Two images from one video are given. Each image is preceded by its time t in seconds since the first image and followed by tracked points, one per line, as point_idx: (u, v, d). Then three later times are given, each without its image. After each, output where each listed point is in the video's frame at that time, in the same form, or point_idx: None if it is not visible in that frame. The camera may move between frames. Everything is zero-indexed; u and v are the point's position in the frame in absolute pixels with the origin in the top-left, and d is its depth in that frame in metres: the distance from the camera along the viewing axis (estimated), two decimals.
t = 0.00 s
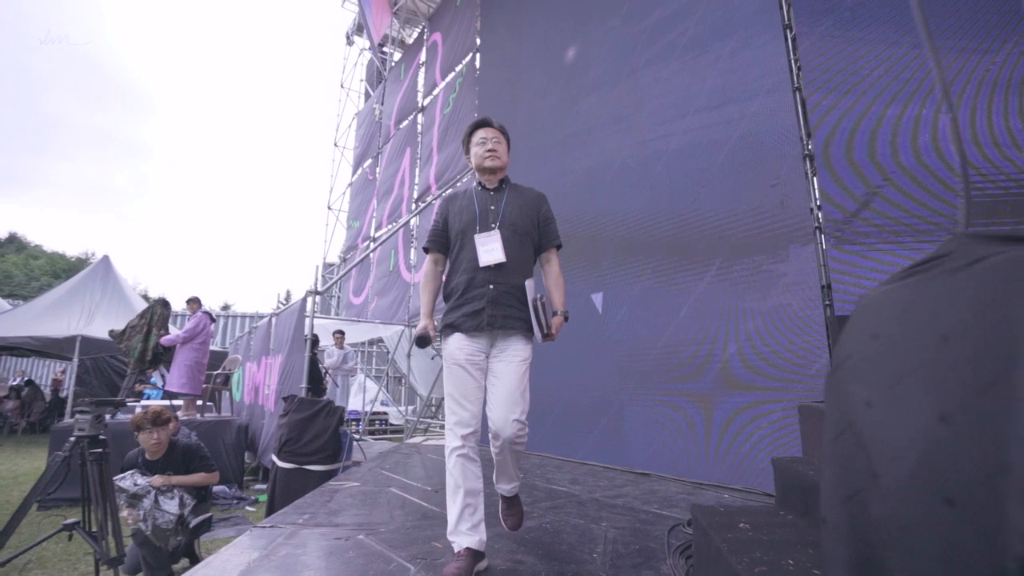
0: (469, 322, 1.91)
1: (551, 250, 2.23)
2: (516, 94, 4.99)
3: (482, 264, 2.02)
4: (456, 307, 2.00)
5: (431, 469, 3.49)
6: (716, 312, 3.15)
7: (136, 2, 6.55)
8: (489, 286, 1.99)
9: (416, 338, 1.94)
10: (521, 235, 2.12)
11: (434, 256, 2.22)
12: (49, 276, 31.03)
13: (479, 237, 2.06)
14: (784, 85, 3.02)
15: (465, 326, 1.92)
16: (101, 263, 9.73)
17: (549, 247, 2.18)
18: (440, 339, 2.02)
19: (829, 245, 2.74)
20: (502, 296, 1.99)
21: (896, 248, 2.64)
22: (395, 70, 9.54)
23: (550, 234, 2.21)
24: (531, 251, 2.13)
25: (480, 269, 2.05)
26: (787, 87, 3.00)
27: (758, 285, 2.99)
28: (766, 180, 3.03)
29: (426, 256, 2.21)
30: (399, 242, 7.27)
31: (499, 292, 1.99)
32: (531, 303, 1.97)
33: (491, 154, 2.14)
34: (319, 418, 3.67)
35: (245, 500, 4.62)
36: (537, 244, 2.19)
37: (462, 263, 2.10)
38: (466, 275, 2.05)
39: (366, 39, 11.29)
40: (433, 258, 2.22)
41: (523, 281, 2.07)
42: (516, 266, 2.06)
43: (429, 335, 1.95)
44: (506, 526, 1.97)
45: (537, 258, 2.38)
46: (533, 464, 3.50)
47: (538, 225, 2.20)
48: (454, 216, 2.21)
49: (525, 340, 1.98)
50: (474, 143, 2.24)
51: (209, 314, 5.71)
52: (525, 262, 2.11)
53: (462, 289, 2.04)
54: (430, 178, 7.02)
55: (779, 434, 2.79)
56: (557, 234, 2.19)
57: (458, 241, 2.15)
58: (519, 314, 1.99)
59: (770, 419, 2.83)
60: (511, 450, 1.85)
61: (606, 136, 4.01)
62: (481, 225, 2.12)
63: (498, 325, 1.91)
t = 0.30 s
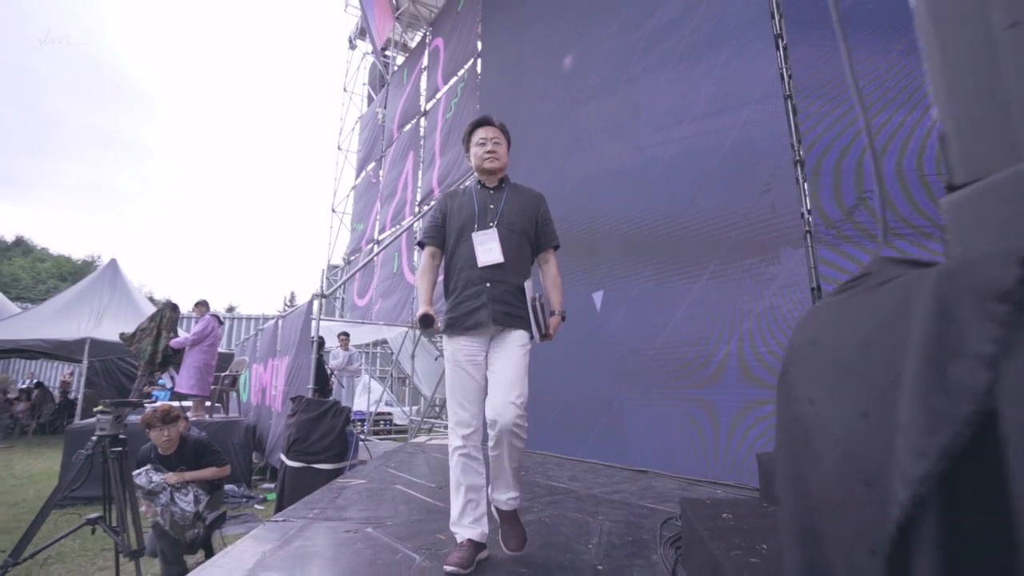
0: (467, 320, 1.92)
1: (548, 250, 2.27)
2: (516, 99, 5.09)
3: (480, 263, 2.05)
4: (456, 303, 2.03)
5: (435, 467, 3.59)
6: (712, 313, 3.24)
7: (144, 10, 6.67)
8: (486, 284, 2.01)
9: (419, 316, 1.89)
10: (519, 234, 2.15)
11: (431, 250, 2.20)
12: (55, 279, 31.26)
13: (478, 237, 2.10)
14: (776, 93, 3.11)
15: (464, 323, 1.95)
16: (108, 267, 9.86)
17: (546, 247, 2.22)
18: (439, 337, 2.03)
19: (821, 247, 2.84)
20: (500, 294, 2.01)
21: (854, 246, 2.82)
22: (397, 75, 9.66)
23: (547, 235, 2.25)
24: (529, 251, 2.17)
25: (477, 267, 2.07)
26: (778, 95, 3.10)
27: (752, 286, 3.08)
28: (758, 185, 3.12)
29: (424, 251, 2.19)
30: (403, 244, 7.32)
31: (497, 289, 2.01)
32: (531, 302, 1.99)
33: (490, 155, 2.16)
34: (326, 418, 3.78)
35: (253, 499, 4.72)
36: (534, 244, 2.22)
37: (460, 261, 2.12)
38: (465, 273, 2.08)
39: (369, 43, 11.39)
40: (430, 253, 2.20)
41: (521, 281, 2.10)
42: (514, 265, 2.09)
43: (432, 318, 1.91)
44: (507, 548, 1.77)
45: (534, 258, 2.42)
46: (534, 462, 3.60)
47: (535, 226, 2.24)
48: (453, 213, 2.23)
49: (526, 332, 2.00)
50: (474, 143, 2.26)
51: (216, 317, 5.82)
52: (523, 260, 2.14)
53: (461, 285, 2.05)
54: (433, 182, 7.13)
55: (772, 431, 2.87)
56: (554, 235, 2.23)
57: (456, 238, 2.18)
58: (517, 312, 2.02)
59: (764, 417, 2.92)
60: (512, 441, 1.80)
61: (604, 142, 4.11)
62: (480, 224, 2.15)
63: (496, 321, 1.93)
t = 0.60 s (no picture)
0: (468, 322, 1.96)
1: (548, 252, 2.30)
2: (518, 104, 5.18)
3: (480, 263, 2.07)
4: (457, 304, 2.06)
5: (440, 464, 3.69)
6: (709, 313, 3.33)
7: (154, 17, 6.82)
8: (485, 284, 2.03)
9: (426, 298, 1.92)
10: (519, 235, 2.16)
11: (431, 245, 2.21)
12: (63, 280, 31.59)
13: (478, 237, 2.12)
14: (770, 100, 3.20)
15: (464, 323, 1.98)
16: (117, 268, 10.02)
17: (545, 250, 2.25)
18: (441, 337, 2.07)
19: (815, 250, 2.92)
20: (500, 294, 2.02)
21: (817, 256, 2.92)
22: (401, 78, 9.77)
23: (547, 237, 2.26)
24: (529, 252, 2.18)
25: (477, 267, 2.08)
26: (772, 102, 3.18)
27: (748, 288, 3.18)
28: (753, 190, 3.21)
29: (423, 246, 2.20)
30: (406, 245, 7.41)
31: (496, 289, 2.03)
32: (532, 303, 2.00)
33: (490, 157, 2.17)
34: (333, 416, 3.89)
35: (262, 495, 4.84)
36: (534, 245, 2.24)
37: (460, 262, 2.14)
38: (465, 273, 2.10)
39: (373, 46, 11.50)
40: (430, 248, 2.21)
41: (523, 283, 2.12)
42: (515, 266, 2.10)
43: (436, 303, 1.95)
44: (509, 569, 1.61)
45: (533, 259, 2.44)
46: (535, 459, 3.69)
47: (535, 228, 2.25)
48: (454, 211, 2.25)
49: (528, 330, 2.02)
50: (476, 145, 2.27)
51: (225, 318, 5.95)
52: (523, 261, 2.16)
53: (460, 285, 2.08)
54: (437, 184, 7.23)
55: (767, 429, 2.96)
56: (553, 238, 2.26)
57: (457, 238, 2.19)
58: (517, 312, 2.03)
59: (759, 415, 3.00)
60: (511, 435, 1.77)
61: (604, 146, 4.20)
62: (481, 224, 2.16)
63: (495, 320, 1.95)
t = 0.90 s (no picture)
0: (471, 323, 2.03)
1: (551, 256, 2.36)
2: (521, 109, 5.28)
3: (485, 267, 2.14)
4: (459, 306, 2.14)
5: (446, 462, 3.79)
6: (708, 314, 3.40)
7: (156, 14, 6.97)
8: (487, 287, 2.11)
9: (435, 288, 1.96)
10: (522, 238, 2.23)
11: (434, 247, 2.30)
12: (74, 282, 31.94)
13: (482, 240, 2.19)
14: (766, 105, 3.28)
15: (466, 325, 2.05)
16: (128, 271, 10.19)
17: (548, 254, 2.32)
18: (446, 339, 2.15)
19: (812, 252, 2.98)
20: (501, 297, 2.09)
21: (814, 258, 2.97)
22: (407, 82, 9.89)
23: (550, 242, 2.34)
24: (532, 257, 2.24)
25: (481, 271, 2.16)
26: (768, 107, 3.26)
27: (746, 289, 3.25)
28: (751, 193, 3.28)
29: (427, 247, 2.29)
30: (412, 247, 7.50)
31: (498, 293, 2.10)
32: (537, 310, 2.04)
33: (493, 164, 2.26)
34: (342, 416, 4.00)
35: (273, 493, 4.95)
36: (537, 250, 2.32)
37: (464, 265, 2.22)
38: (468, 276, 2.17)
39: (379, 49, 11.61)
40: (433, 249, 2.30)
41: (527, 287, 2.18)
42: (519, 271, 2.17)
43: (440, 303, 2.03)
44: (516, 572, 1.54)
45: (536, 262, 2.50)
46: (539, 457, 3.79)
47: (539, 233, 2.33)
48: (458, 215, 2.33)
49: (534, 337, 2.06)
50: (479, 149, 2.33)
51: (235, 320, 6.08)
52: (527, 265, 2.22)
53: (463, 287, 2.16)
54: (442, 187, 7.33)
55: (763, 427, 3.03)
56: (556, 242, 2.32)
57: (461, 241, 2.28)
58: (519, 316, 2.08)
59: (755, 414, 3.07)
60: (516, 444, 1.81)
61: (605, 151, 4.29)
62: (485, 227, 2.24)
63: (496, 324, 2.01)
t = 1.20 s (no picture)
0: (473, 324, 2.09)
1: (555, 259, 2.43)
2: (525, 114, 5.37)
3: (491, 268, 2.20)
4: (463, 308, 2.19)
5: (453, 460, 3.89)
6: (709, 314, 3.47)
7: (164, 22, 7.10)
8: (492, 289, 2.16)
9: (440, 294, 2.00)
10: (526, 240, 2.30)
11: (440, 250, 2.36)
12: (85, 285, 32.21)
13: (489, 241, 2.25)
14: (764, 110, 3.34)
15: (469, 327, 2.12)
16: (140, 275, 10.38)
17: (553, 257, 2.38)
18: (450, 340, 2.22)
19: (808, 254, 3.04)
20: (504, 299, 2.15)
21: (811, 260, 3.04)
22: (412, 86, 10.01)
23: (555, 246, 2.41)
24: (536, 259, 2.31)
25: (488, 272, 2.21)
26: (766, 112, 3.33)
27: (745, 290, 3.32)
28: (749, 196, 3.35)
29: (434, 250, 2.36)
30: (418, 250, 7.60)
31: (500, 294, 2.15)
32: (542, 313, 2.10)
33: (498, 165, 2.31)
34: (353, 416, 4.11)
35: (286, 492, 5.07)
36: (543, 253, 2.39)
37: (469, 266, 2.28)
38: (474, 276, 2.23)
39: (384, 54, 11.73)
40: (438, 252, 2.36)
41: (533, 289, 2.23)
42: (526, 272, 2.24)
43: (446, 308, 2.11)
44: None
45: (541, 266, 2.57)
46: (543, 455, 3.88)
47: (544, 236, 2.40)
48: (463, 217, 2.40)
49: (538, 342, 2.11)
50: (485, 151, 2.39)
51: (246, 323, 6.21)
52: (532, 266, 2.29)
53: (467, 288, 2.22)
54: (447, 190, 7.43)
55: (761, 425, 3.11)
56: (560, 246, 2.39)
57: (467, 242, 2.35)
58: (522, 317, 2.13)
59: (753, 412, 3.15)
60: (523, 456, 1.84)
61: (606, 155, 4.37)
62: (491, 228, 2.31)
63: (497, 326, 2.07)
